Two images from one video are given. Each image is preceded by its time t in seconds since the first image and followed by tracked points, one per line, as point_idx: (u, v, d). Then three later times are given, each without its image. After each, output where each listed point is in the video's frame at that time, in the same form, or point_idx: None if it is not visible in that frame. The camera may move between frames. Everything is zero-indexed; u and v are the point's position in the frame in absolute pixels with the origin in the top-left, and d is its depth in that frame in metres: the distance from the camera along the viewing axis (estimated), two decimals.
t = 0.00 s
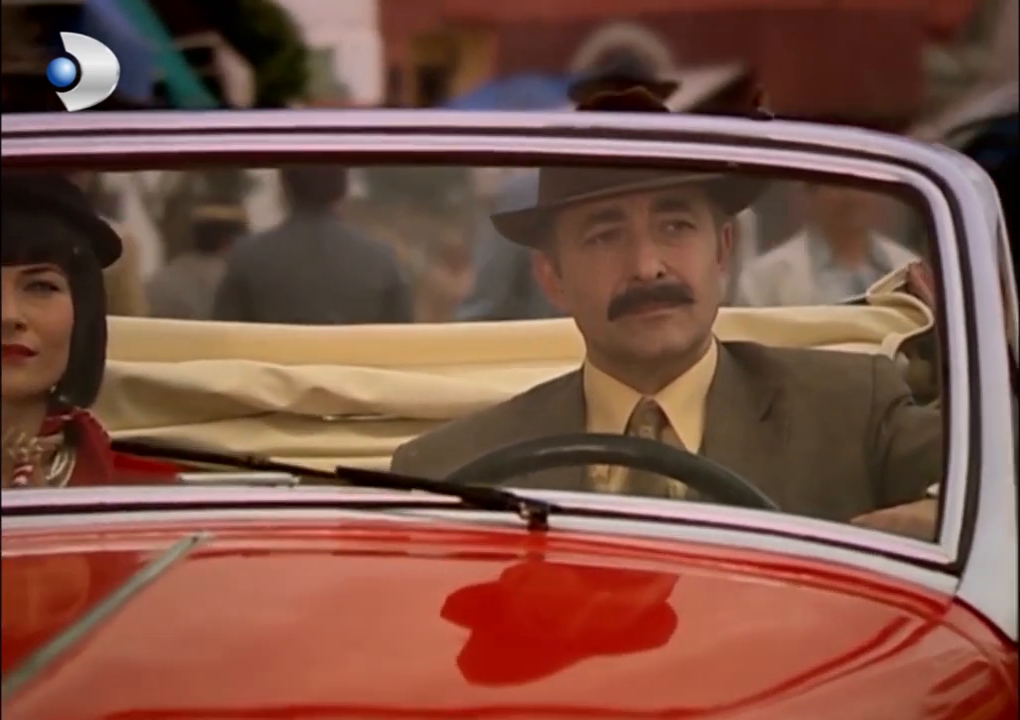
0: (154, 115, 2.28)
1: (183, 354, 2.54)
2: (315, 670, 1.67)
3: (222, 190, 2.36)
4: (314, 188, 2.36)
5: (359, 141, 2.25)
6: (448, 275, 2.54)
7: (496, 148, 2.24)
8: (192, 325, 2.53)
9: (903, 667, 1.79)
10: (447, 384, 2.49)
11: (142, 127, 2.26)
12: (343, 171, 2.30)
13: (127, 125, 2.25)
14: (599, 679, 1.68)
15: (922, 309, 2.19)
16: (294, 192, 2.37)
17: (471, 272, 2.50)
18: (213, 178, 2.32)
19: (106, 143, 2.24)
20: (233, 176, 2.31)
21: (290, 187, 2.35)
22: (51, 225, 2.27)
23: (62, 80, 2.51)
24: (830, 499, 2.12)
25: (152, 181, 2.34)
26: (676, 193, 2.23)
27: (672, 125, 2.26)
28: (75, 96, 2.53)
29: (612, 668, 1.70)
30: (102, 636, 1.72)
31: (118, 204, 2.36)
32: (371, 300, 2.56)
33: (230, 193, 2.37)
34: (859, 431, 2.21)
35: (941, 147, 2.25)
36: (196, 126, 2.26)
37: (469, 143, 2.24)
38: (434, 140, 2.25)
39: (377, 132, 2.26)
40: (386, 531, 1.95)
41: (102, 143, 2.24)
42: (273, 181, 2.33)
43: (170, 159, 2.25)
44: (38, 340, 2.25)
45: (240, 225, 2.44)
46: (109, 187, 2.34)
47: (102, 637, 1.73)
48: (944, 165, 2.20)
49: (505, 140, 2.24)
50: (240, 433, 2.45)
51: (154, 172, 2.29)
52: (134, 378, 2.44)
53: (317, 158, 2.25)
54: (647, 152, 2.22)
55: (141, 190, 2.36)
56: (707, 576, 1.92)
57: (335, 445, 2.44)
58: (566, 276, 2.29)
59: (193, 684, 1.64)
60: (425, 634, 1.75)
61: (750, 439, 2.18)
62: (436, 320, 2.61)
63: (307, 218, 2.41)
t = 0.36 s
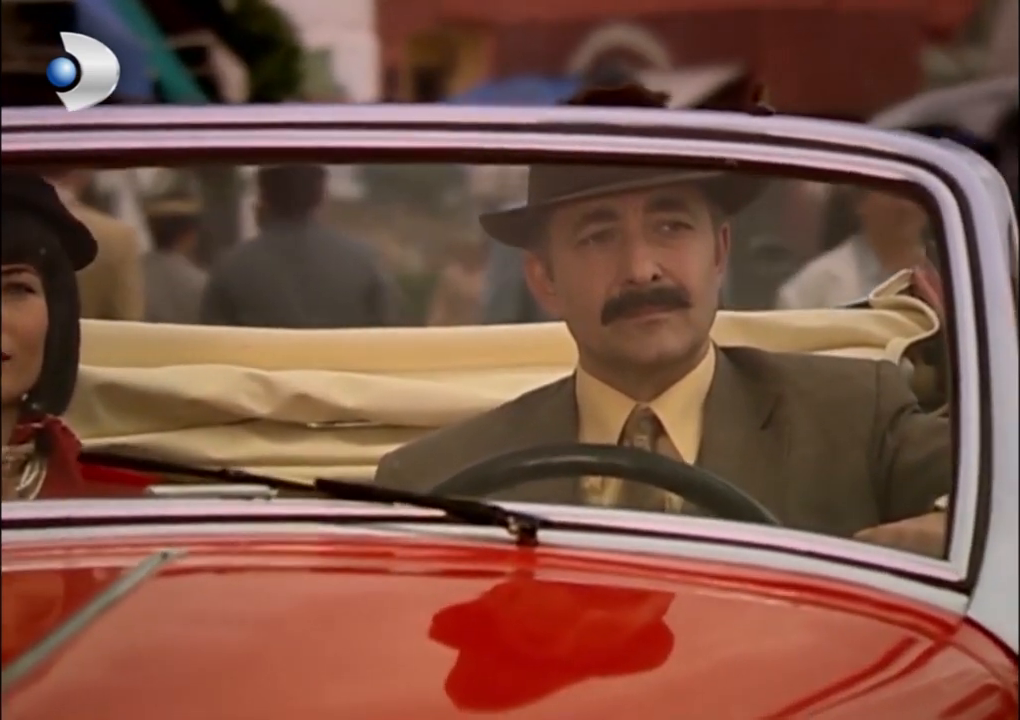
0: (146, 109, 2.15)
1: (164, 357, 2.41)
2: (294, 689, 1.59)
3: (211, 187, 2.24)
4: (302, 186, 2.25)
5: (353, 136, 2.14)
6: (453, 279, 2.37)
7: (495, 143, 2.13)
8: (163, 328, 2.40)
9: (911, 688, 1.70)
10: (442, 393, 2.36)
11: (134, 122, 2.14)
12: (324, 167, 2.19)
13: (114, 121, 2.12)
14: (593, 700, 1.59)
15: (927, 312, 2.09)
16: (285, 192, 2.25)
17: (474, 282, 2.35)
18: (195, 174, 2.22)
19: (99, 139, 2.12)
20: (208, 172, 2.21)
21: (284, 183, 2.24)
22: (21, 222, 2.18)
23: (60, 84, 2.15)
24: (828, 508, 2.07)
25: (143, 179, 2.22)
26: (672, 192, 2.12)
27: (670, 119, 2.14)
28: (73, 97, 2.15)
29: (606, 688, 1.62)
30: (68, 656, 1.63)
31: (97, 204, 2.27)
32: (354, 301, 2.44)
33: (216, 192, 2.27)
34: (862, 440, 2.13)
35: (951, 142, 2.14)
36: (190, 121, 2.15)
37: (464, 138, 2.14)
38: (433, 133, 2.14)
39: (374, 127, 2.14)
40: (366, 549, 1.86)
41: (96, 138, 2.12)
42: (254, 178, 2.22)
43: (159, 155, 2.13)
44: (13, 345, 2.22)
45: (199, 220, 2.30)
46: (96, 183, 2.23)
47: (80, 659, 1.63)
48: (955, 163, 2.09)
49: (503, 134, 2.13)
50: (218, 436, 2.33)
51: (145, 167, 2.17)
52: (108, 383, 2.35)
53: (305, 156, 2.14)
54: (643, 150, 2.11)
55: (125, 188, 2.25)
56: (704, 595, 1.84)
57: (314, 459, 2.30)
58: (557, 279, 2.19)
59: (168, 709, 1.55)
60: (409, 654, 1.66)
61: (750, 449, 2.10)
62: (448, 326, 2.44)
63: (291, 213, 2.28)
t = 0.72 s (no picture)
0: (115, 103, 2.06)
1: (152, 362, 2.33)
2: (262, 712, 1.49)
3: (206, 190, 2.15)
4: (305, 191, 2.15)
5: (331, 132, 2.02)
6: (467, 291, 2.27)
7: (477, 140, 2.00)
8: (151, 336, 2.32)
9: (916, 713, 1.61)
10: (437, 399, 2.28)
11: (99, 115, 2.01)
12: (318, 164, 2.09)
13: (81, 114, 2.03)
14: None
15: (927, 315, 1.99)
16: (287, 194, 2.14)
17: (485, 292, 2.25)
18: (187, 173, 2.12)
19: (74, 133, 2.00)
20: (199, 167, 2.09)
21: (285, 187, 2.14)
22: None
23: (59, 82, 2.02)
24: (827, 523, 1.97)
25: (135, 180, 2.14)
26: (664, 192, 2.02)
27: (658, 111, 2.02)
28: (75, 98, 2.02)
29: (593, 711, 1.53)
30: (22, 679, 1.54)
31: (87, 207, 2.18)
32: (339, 304, 2.34)
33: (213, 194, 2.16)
34: (863, 450, 2.04)
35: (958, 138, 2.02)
36: (160, 114, 2.02)
37: (446, 137, 2.01)
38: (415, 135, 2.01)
39: (355, 124, 2.02)
40: (342, 568, 1.77)
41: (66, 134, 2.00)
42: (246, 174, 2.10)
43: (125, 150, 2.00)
44: None
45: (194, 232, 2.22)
46: (85, 183, 2.15)
47: (34, 687, 1.53)
48: (960, 158, 1.97)
49: (487, 130, 2.01)
50: (195, 447, 2.26)
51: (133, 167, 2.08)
52: (79, 389, 2.26)
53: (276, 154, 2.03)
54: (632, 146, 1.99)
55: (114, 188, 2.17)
56: (697, 616, 1.75)
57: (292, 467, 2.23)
58: (544, 281, 2.10)
59: None
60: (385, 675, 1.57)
61: (744, 459, 2.02)
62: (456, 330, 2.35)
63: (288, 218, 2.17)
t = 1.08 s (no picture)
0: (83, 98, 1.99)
1: (120, 367, 2.17)
2: None
3: (192, 192, 2.09)
4: (298, 192, 2.08)
5: (323, 126, 1.98)
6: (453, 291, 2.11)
7: (467, 138, 1.97)
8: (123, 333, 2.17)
9: None
10: (408, 409, 2.11)
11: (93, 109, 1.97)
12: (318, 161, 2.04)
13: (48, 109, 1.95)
14: None
15: (927, 321, 1.90)
16: (279, 195, 2.08)
17: (476, 298, 2.10)
18: (173, 169, 2.07)
19: (64, 130, 1.96)
20: (181, 162, 2.05)
21: (275, 186, 2.07)
22: None
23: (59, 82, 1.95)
24: (823, 537, 1.91)
25: (118, 183, 2.07)
26: (654, 191, 1.95)
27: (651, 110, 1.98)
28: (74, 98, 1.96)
29: None
30: None
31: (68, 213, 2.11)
32: (347, 301, 2.18)
33: (201, 197, 2.09)
34: (859, 461, 1.94)
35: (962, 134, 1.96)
36: (154, 107, 1.98)
37: (435, 132, 1.98)
38: (407, 131, 1.98)
39: (346, 115, 1.99)
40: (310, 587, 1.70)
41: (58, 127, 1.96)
42: (251, 171, 2.05)
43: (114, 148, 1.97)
44: None
45: (190, 227, 2.12)
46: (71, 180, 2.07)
47: None
48: (962, 155, 1.92)
49: (478, 127, 1.98)
50: (164, 454, 2.09)
51: (119, 161, 2.02)
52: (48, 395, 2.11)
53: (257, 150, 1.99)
54: (619, 144, 1.95)
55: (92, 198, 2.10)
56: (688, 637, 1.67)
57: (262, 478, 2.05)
58: (527, 284, 2.01)
59: None
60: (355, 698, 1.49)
61: (736, 470, 1.93)
62: (429, 332, 2.16)
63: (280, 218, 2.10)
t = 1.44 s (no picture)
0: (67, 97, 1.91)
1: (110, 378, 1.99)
2: None
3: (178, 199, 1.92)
4: (284, 208, 1.93)
5: (297, 127, 1.88)
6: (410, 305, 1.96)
7: (444, 139, 1.87)
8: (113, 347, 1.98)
9: None
10: (385, 425, 1.99)
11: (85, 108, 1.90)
12: (302, 170, 1.92)
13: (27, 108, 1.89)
14: None
15: (925, 331, 1.84)
16: (260, 211, 1.93)
17: (428, 312, 1.96)
18: (159, 174, 1.92)
19: (69, 130, 1.89)
20: (169, 163, 1.91)
21: (261, 200, 1.93)
22: None
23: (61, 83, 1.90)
24: (817, 552, 1.86)
25: (103, 185, 1.92)
26: (640, 195, 1.85)
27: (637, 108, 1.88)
28: (76, 98, 1.90)
29: None
30: None
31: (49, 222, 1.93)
32: (324, 315, 1.99)
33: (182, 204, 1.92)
34: (855, 478, 1.87)
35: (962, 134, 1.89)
36: (141, 109, 1.89)
37: (411, 132, 1.88)
38: (386, 133, 1.88)
39: (316, 116, 1.89)
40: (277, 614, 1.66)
41: (59, 126, 1.89)
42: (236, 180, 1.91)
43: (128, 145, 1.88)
44: None
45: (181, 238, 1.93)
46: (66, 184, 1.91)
47: None
48: (969, 161, 1.84)
49: (463, 126, 1.87)
50: (132, 471, 1.97)
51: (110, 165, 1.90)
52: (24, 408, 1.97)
53: (232, 154, 1.89)
54: (602, 145, 1.86)
55: (94, 204, 1.93)
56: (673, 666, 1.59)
57: (232, 506, 1.95)
58: (505, 293, 1.89)
59: None
60: None
61: (727, 487, 1.87)
62: (383, 346, 2.00)
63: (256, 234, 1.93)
